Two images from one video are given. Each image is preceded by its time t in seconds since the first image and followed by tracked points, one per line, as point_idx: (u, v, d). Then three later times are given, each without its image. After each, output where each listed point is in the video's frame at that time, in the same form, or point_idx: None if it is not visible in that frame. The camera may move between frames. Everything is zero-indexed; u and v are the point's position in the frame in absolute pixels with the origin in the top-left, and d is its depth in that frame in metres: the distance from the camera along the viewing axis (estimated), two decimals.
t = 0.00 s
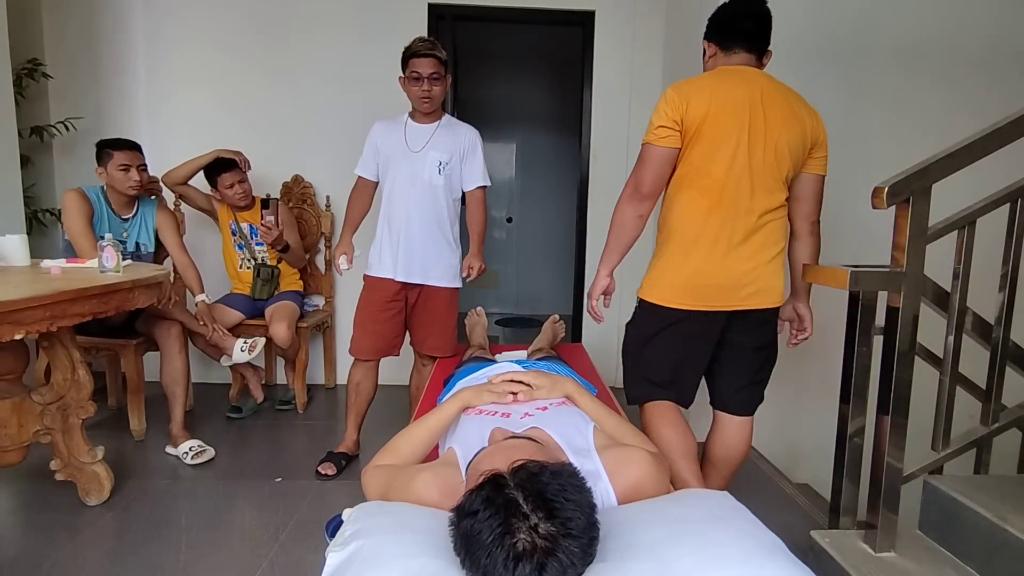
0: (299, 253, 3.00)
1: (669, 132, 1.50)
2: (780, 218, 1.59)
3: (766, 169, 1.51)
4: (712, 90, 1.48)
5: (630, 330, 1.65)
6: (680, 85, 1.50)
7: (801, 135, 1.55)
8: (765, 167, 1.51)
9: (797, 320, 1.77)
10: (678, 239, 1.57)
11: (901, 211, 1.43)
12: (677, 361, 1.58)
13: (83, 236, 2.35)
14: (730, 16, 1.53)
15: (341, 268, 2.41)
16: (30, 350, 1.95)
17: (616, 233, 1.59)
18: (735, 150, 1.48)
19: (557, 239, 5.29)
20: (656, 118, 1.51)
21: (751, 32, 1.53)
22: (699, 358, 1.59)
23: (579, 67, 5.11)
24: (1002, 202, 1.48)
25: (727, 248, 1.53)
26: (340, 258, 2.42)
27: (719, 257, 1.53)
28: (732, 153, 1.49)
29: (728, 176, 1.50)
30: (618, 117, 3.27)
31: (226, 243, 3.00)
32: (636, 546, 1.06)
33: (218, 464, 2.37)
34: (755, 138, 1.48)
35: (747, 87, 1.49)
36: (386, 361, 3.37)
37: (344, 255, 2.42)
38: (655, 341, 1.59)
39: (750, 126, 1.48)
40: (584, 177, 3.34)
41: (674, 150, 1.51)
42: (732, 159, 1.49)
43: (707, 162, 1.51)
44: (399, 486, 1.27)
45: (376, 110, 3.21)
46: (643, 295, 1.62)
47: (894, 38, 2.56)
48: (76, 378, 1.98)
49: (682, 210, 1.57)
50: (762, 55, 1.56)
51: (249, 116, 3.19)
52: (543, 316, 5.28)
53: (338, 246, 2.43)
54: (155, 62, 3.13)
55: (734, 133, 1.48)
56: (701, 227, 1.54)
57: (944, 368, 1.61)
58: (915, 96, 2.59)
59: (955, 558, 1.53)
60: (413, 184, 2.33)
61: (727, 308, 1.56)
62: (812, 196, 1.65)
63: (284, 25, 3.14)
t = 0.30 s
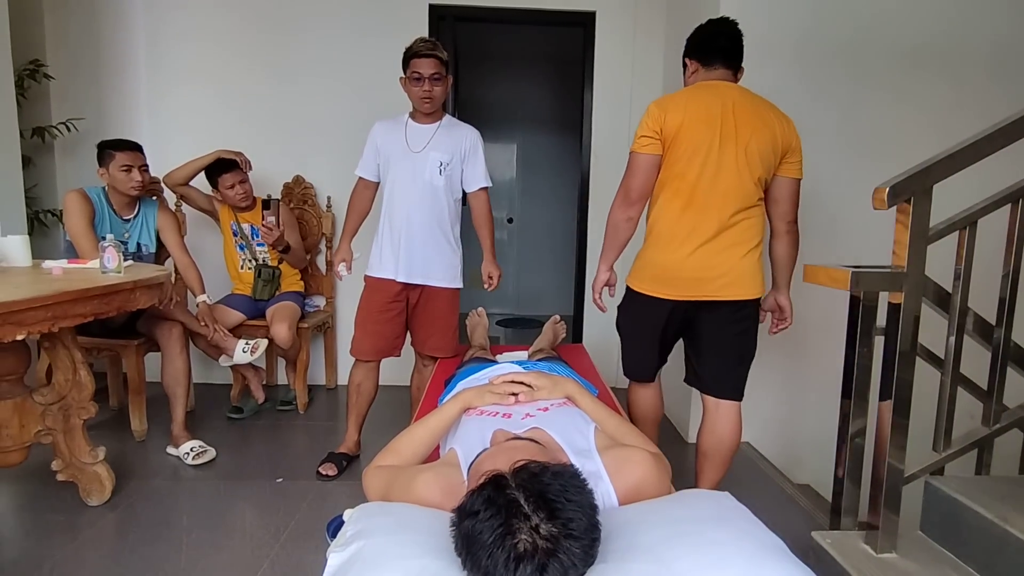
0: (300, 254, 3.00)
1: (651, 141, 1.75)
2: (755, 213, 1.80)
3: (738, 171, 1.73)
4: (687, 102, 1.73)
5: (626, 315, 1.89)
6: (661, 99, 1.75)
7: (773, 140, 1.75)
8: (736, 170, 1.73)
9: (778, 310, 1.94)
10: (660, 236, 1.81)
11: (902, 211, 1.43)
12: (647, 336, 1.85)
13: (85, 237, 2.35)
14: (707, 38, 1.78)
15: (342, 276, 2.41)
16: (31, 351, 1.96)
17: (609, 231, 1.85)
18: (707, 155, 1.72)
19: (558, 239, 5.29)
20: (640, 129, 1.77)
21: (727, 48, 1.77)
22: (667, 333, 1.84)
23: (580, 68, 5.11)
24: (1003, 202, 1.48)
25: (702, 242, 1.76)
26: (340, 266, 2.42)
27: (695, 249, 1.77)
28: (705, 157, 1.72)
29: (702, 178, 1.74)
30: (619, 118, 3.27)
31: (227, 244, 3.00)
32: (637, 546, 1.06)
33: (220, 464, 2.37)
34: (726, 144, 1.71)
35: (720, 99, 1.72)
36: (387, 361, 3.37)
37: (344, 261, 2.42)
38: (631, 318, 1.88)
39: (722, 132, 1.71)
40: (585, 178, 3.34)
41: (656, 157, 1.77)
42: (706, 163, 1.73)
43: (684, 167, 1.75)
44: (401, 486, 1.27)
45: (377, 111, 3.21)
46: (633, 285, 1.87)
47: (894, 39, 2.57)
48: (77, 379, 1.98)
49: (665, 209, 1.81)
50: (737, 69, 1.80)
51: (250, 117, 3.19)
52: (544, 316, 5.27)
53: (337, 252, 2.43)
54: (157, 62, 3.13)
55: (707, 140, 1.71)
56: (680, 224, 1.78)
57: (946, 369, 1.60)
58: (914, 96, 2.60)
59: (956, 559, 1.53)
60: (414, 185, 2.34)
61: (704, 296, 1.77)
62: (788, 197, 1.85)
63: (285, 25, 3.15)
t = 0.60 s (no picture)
0: (300, 256, 3.00)
1: (620, 168, 1.92)
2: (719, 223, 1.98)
3: (700, 190, 1.90)
4: (650, 130, 1.89)
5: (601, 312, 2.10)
6: (626, 128, 1.91)
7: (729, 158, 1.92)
8: (698, 189, 1.90)
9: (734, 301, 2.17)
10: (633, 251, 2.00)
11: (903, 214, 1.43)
12: (626, 333, 2.04)
13: (85, 240, 2.35)
14: (668, 64, 1.93)
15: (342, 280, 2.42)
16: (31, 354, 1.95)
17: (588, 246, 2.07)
18: (671, 177, 1.90)
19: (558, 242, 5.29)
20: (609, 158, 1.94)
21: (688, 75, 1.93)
22: (643, 330, 2.03)
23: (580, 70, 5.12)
24: (1004, 205, 1.48)
25: (669, 257, 1.95)
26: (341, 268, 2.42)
27: (664, 263, 1.95)
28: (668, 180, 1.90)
29: (666, 200, 1.92)
30: (619, 121, 3.28)
31: (227, 246, 2.99)
32: (639, 550, 1.06)
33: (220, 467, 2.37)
34: (687, 167, 1.88)
35: (679, 125, 1.88)
36: (387, 364, 3.37)
37: (346, 264, 2.43)
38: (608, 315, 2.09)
39: (683, 156, 1.88)
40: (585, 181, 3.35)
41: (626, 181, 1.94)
42: (669, 186, 1.91)
43: (650, 189, 1.93)
44: (402, 490, 1.27)
45: (377, 113, 3.22)
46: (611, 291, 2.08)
47: (894, 42, 2.57)
48: (77, 382, 1.98)
49: (637, 226, 2.01)
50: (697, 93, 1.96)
51: (251, 120, 3.20)
52: (544, 319, 5.27)
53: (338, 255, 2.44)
54: (158, 66, 3.13)
55: (669, 165, 1.89)
56: (650, 240, 1.97)
57: (947, 372, 1.60)
58: (913, 100, 2.61)
59: (957, 562, 1.53)
60: (415, 188, 2.34)
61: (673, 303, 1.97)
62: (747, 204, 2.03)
63: (286, 28, 3.15)
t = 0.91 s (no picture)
0: (299, 257, 3.00)
1: (596, 170, 2.28)
2: (687, 214, 2.31)
3: (667, 185, 2.25)
4: (622, 134, 2.23)
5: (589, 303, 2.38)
6: (602, 133, 2.25)
7: (691, 156, 2.26)
8: (665, 186, 2.25)
9: (717, 288, 2.44)
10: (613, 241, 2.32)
11: (903, 216, 1.43)
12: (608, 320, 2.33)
13: (85, 241, 2.35)
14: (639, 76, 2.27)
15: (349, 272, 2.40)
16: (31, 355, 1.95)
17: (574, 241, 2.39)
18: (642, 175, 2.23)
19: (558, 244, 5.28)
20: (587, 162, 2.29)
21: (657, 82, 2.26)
22: (627, 316, 2.33)
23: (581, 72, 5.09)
24: (1004, 207, 1.48)
25: (645, 245, 2.27)
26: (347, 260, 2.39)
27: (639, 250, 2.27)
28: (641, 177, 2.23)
29: (640, 195, 2.25)
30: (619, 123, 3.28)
31: (227, 248, 2.99)
32: (639, 553, 1.06)
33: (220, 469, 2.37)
34: (655, 165, 2.22)
35: (647, 129, 2.22)
36: (387, 366, 3.37)
37: (351, 254, 2.40)
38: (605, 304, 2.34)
39: (651, 156, 2.22)
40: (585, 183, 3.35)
41: (603, 180, 2.29)
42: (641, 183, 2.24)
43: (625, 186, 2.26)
44: (401, 491, 1.27)
45: (378, 115, 3.22)
46: (593, 280, 2.39)
47: (894, 44, 2.58)
48: (77, 384, 1.98)
49: (616, 220, 2.33)
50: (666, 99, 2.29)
51: (251, 122, 3.20)
52: (545, 321, 5.26)
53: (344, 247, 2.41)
54: (158, 68, 3.14)
55: (639, 165, 2.23)
56: (626, 231, 2.29)
57: (947, 373, 1.60)
58: (913, 102, 2.61)
59: (958, 564, 1.53)
60: (414, 189, 2.34)
61: (651, 286, 2.28)
62: (716, 192, 2.34)
63: (286, 30, 3.16)
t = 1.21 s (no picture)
0: (299, 258, 2.99)
1: (584, 178, 2.37)
2: (671, 217, 2.39)
3: (648, 189, 2.32)
4: (607, 144, 2.32)
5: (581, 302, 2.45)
6: (588, 142, 2.35)
7: (671, 162, 2.34)
8: (649, 191, 2.32)
9: (687, 286, 2.47)
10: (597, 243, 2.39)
11: (903, 215, 1.43)
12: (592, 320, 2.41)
13: (86, 240, 2.36)
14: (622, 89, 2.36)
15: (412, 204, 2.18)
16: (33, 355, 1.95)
17: (565, 245, 2.46)
18: (625, 180, 2.31)
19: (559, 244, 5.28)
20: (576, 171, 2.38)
21: (639, 96, 2.35)
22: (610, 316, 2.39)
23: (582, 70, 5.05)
24: (1005, 206, 1.48)
25: (632, 246, 2.33)
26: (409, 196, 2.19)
27: (622, 252, 2.34)
28: (623, 183, 2.31)
29: (627, 200, 2.33)
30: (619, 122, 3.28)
31: (228, 247, 2.99)
32: (636, 555, 1.06)
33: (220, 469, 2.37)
34: (637, 170, 2.30)
35: (629, 137, 2.31)
36: (388, 366, 3.37)
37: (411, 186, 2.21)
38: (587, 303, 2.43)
39: (633, 162, 2.30)
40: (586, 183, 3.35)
41: (590, 187, 2.38)
42: (623, 187, 2.32)
43: (608, 192, 2.35)
44: (402, 491, 1.28)
45: (378, 115, 3.22)
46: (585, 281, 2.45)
47: (894, 44, 2.58)
48: (79, 384, 1.99)
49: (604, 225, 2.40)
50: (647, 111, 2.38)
51: (252, 122, 3.20)
52: (546, 320, 5.26)
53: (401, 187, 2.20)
54: (159, 68, 3.14)
55: (625, 172, 2.31)
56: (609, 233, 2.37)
57: (948, 373, 1.60)
58: (913, 101, 2.61)
59: (958, 564, 1.52)
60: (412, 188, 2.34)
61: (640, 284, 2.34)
62: (692, 193, 2.41)
63: (287, 30, 3.16)
